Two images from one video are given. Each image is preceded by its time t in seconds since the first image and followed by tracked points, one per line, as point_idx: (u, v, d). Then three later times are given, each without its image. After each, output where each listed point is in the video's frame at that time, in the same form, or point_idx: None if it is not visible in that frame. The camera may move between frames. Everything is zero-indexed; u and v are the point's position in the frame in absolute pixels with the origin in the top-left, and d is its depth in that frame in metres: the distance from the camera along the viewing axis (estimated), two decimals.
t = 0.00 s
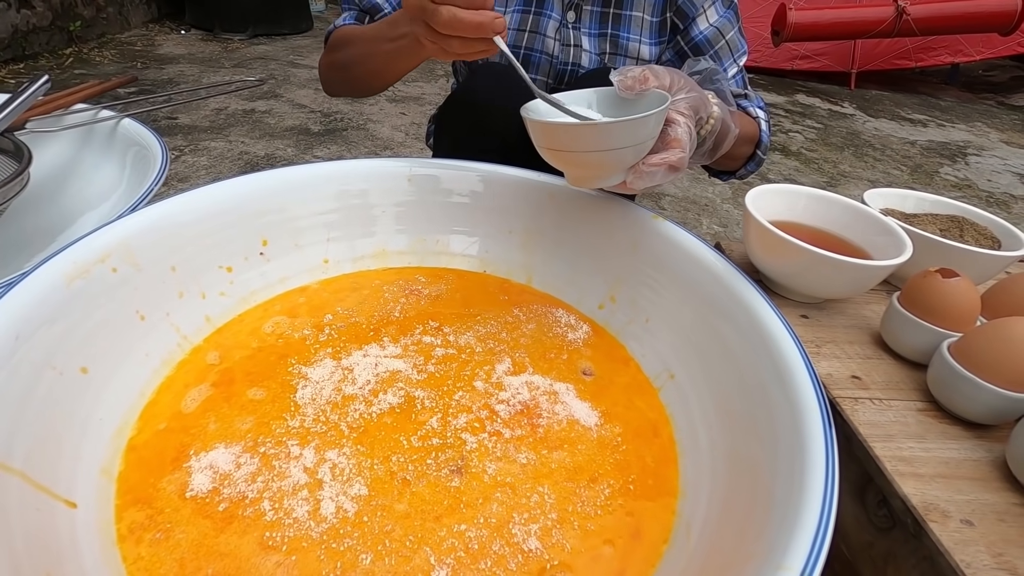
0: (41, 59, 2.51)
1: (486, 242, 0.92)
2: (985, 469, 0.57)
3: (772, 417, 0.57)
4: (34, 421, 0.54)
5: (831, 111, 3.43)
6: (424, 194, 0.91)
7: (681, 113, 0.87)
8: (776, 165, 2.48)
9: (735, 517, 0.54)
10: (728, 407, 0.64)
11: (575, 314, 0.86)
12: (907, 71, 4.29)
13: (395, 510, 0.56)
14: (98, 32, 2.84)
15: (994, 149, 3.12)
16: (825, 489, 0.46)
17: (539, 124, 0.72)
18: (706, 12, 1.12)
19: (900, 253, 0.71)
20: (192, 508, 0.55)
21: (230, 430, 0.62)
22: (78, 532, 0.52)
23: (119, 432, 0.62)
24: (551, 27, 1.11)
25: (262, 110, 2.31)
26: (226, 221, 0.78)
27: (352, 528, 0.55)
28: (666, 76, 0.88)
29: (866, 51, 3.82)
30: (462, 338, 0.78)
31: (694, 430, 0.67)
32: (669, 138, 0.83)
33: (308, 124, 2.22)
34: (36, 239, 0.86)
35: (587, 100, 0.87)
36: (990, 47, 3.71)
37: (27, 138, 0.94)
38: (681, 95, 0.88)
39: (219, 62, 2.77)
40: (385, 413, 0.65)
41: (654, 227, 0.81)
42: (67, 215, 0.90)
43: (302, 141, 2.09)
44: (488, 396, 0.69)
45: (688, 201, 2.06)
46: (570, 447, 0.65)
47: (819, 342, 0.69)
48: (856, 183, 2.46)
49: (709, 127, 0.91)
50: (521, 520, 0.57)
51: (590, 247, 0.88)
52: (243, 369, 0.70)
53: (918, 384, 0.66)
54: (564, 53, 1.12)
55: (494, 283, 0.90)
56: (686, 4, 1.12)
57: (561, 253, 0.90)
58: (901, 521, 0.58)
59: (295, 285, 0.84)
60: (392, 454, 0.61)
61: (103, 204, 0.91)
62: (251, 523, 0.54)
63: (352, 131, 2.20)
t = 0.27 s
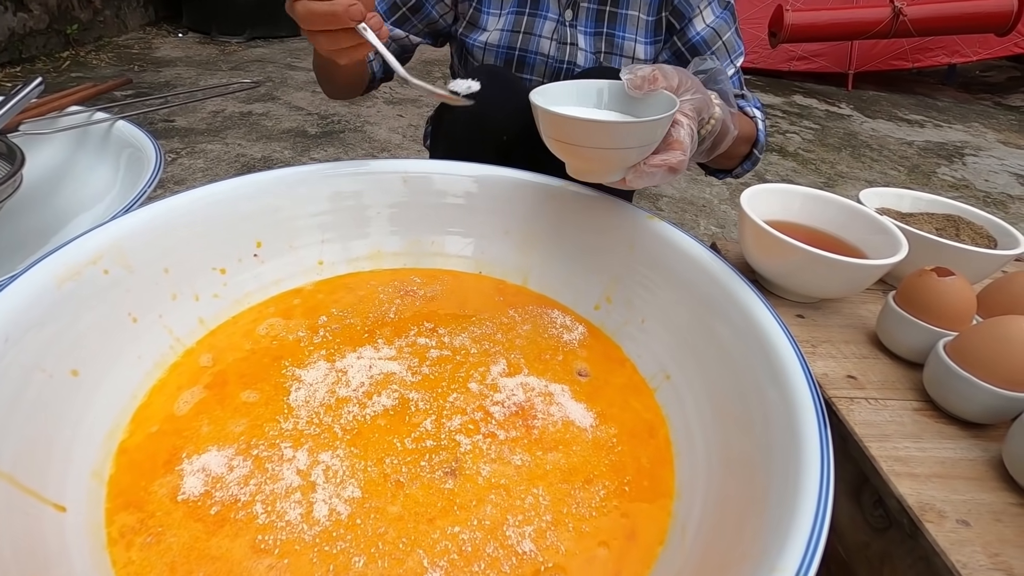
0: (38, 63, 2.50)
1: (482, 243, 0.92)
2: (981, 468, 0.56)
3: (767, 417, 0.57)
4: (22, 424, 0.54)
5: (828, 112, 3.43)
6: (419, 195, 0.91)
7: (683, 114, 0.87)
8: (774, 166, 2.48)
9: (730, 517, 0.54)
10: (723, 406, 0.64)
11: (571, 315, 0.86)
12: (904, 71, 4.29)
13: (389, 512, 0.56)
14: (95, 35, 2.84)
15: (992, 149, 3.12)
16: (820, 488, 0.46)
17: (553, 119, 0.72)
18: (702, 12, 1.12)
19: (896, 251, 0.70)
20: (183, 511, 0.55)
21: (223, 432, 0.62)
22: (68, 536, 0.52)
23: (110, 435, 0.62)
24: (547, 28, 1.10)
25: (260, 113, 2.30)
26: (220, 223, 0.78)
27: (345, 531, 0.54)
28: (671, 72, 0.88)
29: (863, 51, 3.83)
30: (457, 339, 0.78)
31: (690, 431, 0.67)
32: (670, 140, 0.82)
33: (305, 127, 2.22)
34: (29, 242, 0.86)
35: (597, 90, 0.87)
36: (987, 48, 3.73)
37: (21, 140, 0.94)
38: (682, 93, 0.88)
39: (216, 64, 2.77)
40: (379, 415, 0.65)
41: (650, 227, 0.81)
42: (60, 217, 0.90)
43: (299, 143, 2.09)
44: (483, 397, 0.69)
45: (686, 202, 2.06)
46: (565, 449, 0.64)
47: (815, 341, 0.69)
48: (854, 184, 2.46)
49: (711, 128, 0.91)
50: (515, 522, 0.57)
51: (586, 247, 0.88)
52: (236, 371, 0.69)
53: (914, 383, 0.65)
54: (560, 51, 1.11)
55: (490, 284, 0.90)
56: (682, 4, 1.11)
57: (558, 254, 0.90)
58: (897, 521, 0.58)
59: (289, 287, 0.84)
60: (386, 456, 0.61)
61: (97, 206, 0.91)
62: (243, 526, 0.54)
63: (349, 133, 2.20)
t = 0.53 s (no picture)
0: (34, 76, 2.51)
1: (476, 252, 0.92)
2: (977, 474, 0.56)
3: (762, 424, 0.56)
4: (9, 440, 0.53)
5: (822, 119, 3.45)
6: (413, 205, 0.91)
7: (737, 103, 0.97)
8: (768, 173, 2.49)
9: (726, 525, 0.53)
10: (718, 414, 0.64)
11: (566, 323, 0.86)
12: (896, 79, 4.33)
13: (382, 525, 0.56)
14: (91, 48, 2.84)
15: (984, 155, 3.14)
16: (816, 497, 0.46)
17: (645, 86, 0.82)
18: (698, 21, 1.13)
19: (889, 256, 0.70)
20: (173, 526, 0.54)
21: (214, 445, 0.61)
22: (55, 553, 0.51)
23: (100, 448, 0.61)
24: (544, 36, 1.12)
25: (255, 124, 2.31)
26: (212, 234, 0.77)
27: (338, 545, 0.54)
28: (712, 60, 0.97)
29: (855, 59, 3.86)
30: (451, 348, 0.77)
31: (685, 439, 0.66)
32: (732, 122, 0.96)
33: (300, 138, 2.22)
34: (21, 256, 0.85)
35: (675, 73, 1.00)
36: (977, 55, 3.75)
37: (14, 154, 0.94)
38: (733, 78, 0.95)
39: (213, 77, 2.78)
40: (373, 426, 0.65)
41: (643, 235, 0.81)
42: (51, 231, 0.89)
43: (294, 154, 2.09)
44: (477, 406, 0.68)
45: (681, 210, 2.07)
46: (560, 458, 0.64)
47: (809, 348, 0.69)
48: (848, 190, 2.47)
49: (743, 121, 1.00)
50: (510, 533, 0.56)
51: (580, 256, 0.88)
52: (229, 383, 0.69)
53: (909, 389, 0.65)
54: (557, 58, 1.14)
55: (485, 293, 0.90)
56: (681, 14, 1.13)
57: (552, 263, 0.90)
58: (893, 528, 0.58)
59: (283, 298, 0.84)
60: (380, 467, 0.60)
61: (89, 219, 0.91)
62: (233, 541, 0.53)
63: (345, 144, 2.20)
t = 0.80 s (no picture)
0: (30, 97, 2.52)
1: (463, 273, 0.93)
2: (947, 491, 0.57)
3: (739, 442, 0.57)
4: None
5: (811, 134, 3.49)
6: (400, 227, 0.92)
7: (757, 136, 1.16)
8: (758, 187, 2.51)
9: (703, 544, 0.54)
10: (697, 432, 0.65)
11: (551, 341, 0.87)
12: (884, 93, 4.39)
13: (364, 547, 0.56)
14: (88, 69, 2.87)
15: (971, 168, 3.18)
16: (787, 516, 0.47)
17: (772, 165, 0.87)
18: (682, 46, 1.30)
19: (863, 275, 0.71)
20: (156, 551, 0.55)
21: (199, 469, 0.62)
22: None
23: (85, 473, 0.62)
24: (551, 63, 1.16)
25: (250, 144, 2.33)
26: (200, 257, 0.78)
27: (321, 567, 0.54)
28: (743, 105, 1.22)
29: (843, 74, 3.92)
30: (437, 368, 0.78)
31: (666, 457, 0.67)
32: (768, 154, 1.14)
33: (294, 157, 2.24)
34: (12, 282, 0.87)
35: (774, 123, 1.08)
36: (962, 69, 3.80)
37: (7, 180, 0.96)
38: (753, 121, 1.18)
39: (208, 96, 2.80)
40: (357, 447, 0.65)
41: (625, 255, 0.83)
42: (40, 256, 0.90)
43: (288, 173, 2.10)
44: (461, 426, 0.69)
45: (671, 225, 2.09)
46: (542, 478, 0.64)
47: (786, 366, 0.70)
48: (836, 204, 2.49)
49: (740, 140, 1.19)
50: (491, 554, 0.57)
51: (564, 276, 0.89)
52: (215, 406, 0.69)
53: (883, 407, 0.66)
54: (563, 84, 1.18)
55: (471, 313, 0.91)
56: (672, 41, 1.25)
57: (537, 282, 0.91)
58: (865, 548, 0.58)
59: (271, 319, 0.85)
60: (363, 489, 0.61)
61: (79, 244, 0.92)
62: (216, 566, 0.54)
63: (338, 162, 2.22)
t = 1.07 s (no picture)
0: (29, 125, 2.56)
1: (445, 303, 0.97)
2: (893, 519, 0.60)
3: (698, 471, 0.60)
4: None
5: (798, 154, 3.55)
6: (383, 259, 0.96)
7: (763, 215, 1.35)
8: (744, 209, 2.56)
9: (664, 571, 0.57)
10: (664, 460, 0.68)
11: (530, 370, 0.90)
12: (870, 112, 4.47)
13: None
14: (86, 96, 2.92)
15: (954, 187, 3.24)
16: (735, 545, 0.50)
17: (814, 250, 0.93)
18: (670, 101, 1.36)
19: (822, 307, 0.75)
20: None
21: (185, 502, 0.64)
22: None
23: (75, 507, 0.64)
24: (547, 106, 1.22)
25: (244, 170, 2.36)
26: (189, 293, 0.82)
27: None
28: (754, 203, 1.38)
29: (829, 95, 4.00)
30: (417, 399, 0.81)
31: (635, 484, 0.70)
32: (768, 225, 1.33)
33: (288, 182, 2.28)
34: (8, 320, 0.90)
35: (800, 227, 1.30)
36: (945, 89, 3.86)
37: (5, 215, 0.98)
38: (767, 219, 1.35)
39: (204, 122, 2.85)
40: (338, 478, 0.68)
41: (599, 287, 0.86)
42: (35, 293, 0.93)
43: (281, 199, 2.14)
44: (439, 456, 0.72)
45: (658, 247, 2.13)
46: (515, 506, 0.67)
47: (747, 397, 0.73)
48: (821, 224, 2.53)
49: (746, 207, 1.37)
50: None
51: (543, 306, 0.92)
52: (202, 439, 0.72)
53: (837, 436, 0.69)
54: (559, 126, 1.24)
55: (453, 342, 0.94)
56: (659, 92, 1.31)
57: (517, 312, 0.94)
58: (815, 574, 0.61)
59: (258, 351, 0.88)
60: (342, 519, 0.64)
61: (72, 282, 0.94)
62: None
63: (331, 187, 2.26)
